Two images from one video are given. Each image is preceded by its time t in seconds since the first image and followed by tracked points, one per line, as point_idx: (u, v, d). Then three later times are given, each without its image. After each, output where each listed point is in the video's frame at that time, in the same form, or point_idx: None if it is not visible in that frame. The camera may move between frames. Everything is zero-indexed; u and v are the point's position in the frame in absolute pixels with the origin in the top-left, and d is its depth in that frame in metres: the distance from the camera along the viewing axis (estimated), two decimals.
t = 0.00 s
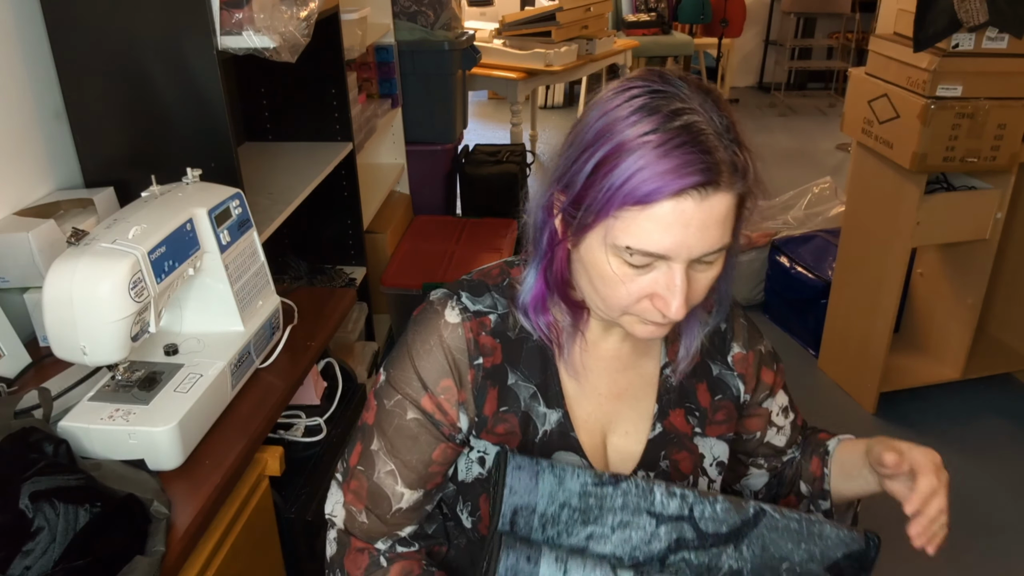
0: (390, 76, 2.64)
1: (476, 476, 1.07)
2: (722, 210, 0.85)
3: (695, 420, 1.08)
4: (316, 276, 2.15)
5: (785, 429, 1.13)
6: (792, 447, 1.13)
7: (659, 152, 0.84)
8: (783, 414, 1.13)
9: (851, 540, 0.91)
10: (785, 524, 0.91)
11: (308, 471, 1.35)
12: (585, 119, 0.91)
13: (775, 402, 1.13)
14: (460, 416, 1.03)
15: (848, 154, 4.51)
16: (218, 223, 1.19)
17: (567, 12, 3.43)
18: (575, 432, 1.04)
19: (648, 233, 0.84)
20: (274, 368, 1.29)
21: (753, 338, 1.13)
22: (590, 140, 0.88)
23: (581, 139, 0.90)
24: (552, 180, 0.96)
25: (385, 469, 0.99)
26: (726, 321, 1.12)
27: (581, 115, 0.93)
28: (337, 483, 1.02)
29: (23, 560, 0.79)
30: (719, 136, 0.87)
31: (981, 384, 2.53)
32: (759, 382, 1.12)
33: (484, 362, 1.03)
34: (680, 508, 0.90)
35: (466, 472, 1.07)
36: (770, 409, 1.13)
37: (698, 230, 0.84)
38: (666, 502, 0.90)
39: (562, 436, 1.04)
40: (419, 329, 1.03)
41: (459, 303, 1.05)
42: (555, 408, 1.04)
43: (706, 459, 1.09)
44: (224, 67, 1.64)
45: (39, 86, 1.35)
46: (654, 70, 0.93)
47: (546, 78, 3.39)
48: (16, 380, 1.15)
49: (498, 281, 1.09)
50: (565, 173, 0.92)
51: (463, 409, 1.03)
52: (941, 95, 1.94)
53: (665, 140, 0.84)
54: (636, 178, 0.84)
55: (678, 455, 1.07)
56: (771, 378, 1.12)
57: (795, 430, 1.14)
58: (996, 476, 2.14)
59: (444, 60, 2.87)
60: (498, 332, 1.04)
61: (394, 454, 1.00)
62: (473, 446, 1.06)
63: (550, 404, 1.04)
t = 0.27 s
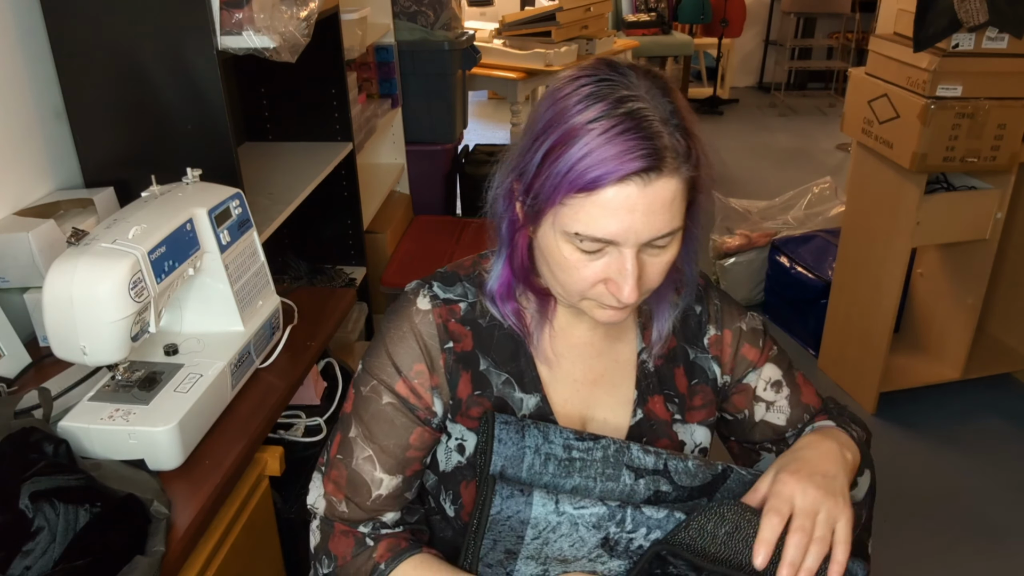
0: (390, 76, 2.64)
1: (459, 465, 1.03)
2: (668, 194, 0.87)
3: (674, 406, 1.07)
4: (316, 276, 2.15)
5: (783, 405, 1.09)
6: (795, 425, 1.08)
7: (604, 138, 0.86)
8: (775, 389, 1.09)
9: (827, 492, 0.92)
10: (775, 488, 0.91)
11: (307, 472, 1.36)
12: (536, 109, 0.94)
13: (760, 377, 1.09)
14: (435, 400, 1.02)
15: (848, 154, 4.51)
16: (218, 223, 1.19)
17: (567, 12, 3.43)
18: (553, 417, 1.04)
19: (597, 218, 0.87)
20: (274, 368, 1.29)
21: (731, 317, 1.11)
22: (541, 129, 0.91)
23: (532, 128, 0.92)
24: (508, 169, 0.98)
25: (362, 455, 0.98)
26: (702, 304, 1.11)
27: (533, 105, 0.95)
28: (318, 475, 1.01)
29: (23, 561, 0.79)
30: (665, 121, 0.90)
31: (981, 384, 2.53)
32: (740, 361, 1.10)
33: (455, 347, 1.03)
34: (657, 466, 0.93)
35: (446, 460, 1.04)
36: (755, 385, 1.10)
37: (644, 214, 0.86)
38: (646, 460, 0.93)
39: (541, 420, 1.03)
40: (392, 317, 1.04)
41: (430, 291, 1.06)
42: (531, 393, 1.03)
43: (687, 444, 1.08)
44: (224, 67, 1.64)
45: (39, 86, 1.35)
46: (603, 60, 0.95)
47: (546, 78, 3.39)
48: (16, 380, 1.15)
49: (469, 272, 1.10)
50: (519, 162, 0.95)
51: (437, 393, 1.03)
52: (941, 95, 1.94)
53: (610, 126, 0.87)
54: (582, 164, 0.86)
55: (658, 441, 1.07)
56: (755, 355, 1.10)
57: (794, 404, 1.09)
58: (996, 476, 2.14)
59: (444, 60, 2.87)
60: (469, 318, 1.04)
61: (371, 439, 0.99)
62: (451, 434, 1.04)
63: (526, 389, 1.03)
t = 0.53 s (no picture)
0: (390, 76, 2.64)
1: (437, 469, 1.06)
2: (621, 189, 0.87)
3: (656, 403, 1.07)
4: (316, 277, 2.15)
5: (772, 399, 1.08)
6: (786, 422, 1.07)
7: (550, 136, 0.87)
8: (766, 383, 1.09)
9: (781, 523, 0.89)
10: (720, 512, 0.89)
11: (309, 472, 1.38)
12: (486, 112, 0.94)
13: (752, 372, 1.09)
14: (408, 408, 1.04)
15: (848, 154, 4.51)
16: (218, 223, 1.19)
17: (567, 12, 3.44)
18: (526, 424, 1.04)
19: (549, 219, 0.87)
20: (274, 368, 1.29)
21: (720, 311, 1.10)
22: (490, 130, 0.91)
23: (483, 130, 0.93)
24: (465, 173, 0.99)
25: (341, 462, 1.00)
26: (687, 298, 1.11)
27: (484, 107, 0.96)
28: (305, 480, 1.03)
29: (23, 560, 0.79)
30: (612, 115, 0.90)
31: (981, 384, 2.53)
32: (728, 356, 1.09)
33: (424, 356, 1.05)
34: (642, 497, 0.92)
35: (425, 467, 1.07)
36: (746, 380, 1.09)
37: (597, 211, 0.87)
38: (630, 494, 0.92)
39: (514, 428, 1.04)
40: (365, 327, 1.06)
41: (403, 299, 1.07)
42: (503, 401, 1.04)
43: (671, 444, 1.08)
44: (224, 67, 1.64)
45: (39, 86, 1.35)
46: (552, 54, 0.96)
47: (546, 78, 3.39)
48: (16, 380, 1.15)
49: (443, 277, 1.12)
50: (473, 166, 0.95)
51: (410, 401, 1.04)
52: (941, 95, 1.94)
53: (556, 123, 0.87)
54: (530, 164, 0.87)
55: (639, 440, 1.06)
56: (745, 349, 1.09)
57: (786, 400, 1.08)
58: (996, 476, 2.14)
59: (444, 60, 2.87)
60: (440, 326, 1.06)
61: (349, 448, 1.01)
62: (429, 441, 1.06)
63: (497, 397, 1.04)
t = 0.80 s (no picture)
0: (390, 77, 2.64)
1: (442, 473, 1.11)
2: (597, 207, 0.87)
3: (661, 409, 1.08)
4: (317, 277, 2.15)
5: (781, 404, 1.09)
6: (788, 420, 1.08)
7: (521, 159, 0.86)
8: (777, 388, 1.09)
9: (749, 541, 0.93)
10: (678, 512, 0.94)
11: (308, 471, 1.37)
12: (452, 134, 0.94)
13: (765, 378, 1.09)
14: (408, 423, 1.06)
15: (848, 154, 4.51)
16: (218, 223, 1.19)
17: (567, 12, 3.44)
18: (522, 436, 1.06)
19: (526, 244, 0.88)
20: (274, 368, 1.29)
21: (731, 313, 1.09)
22: (458, 154, 0.91)
23: (452, 151, 0.93)
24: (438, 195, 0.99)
25: (350, 473, 1.05)
26: (695, 299, 1.10)
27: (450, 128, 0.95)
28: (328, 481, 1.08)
29: (23, 561, 0.79)
30: (583, 129, 0.90)
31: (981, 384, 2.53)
32: (739, 360, 1.09)
33: (416, 374, 1.06)
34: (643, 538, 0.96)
35: (435, 470, 1.12)
36: (759, 386, 1.09)
37: (574, 232, 0.87)
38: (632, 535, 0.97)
39: (509, 440, 1.06)
40: (359, 344, 1.08)
41: (395, 315, 1.09)
42: (498, 414, 1.06)
43: (677, 450, 1.09)
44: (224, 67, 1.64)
45: (39, 86, 1.35)
46: (517, 64, 0.95)
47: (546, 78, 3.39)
48: (16, 380, 1.15)
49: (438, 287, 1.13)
50: (445, 189, 0.95)
51: (409, 415, 1.07)
52: (941, 95, 1.94)
53: (525, 144, 0.87)
54: (501, 188, 0.87)
55: (642, 447, 1.07)
56: (759, 354, 1.08)
57: (795, 402, 1.08)
58: (996, 476, 2.14)
59: (444, 60, 2.87)
60: (433, 341, 1.07)
61: (357, 459, 1.05)
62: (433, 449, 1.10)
63: (492, 410, 1.06)
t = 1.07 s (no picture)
0: (390, 77, 2.64)
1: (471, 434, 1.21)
2: (590, 212, 0.93)
3: (666, 379, 1.14)
4: (316, 276, 2.15)
5: (781, 378, 1.14)
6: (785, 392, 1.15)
7: (517, 171, 0.92)
8: (779, 364, 1.13)
9: (745, 503, 0.99)
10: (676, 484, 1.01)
11: (307, 470, 1.34)
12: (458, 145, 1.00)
13: (768, 354, 1.13)
14: (435, 387, 1.16)
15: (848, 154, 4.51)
16: (218, 223, 1.19)
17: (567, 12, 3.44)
18: (534, 404, 1.14)
19: (526, 247, 0.94)
20: (274, 368, 1.29)
21: (738, 291, 1.12)
22: (464, 164, 0.98)
23: (458, 160, 0.99)
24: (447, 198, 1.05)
25: (393, 431, 1.16)
26: (700, 278, 1.13)
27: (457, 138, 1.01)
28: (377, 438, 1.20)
29: (23, 560, 0.79)
30: (577, 138, 0.94)
31: (981, 384, 2.53)
32: (744, 336, 1.13)
33: (439, 348, 1.15)
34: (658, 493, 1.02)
35: (466, 431, 1.21)
36: (762, 361, 1.14)
37: (568, 236, 0.93)
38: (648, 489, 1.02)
39: (521, 408, 1.14)
40: (391, 321, 1.18)
41: (421, 294, 1.17)
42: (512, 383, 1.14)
43: (682, 417, 1.14)
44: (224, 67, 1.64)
45: (40, 86, 1.35)
46: (516, 76, 1.00)
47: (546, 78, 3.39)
48: (16, 380, 1.15)
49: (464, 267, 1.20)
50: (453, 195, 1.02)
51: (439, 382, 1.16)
52: (941, 95, 1.95)
53: (521, 156, 0.93)
54: (500, 198, 0.93)
55: (646, 414, 1.13)
56: (763, 331, 1.12)
57: (796, 375, 1.14)
58: (996, 476, 2.14)
59: (444, 60, 2.87)
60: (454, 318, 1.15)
61: (399, 419, 1.16)
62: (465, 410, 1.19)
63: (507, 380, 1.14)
